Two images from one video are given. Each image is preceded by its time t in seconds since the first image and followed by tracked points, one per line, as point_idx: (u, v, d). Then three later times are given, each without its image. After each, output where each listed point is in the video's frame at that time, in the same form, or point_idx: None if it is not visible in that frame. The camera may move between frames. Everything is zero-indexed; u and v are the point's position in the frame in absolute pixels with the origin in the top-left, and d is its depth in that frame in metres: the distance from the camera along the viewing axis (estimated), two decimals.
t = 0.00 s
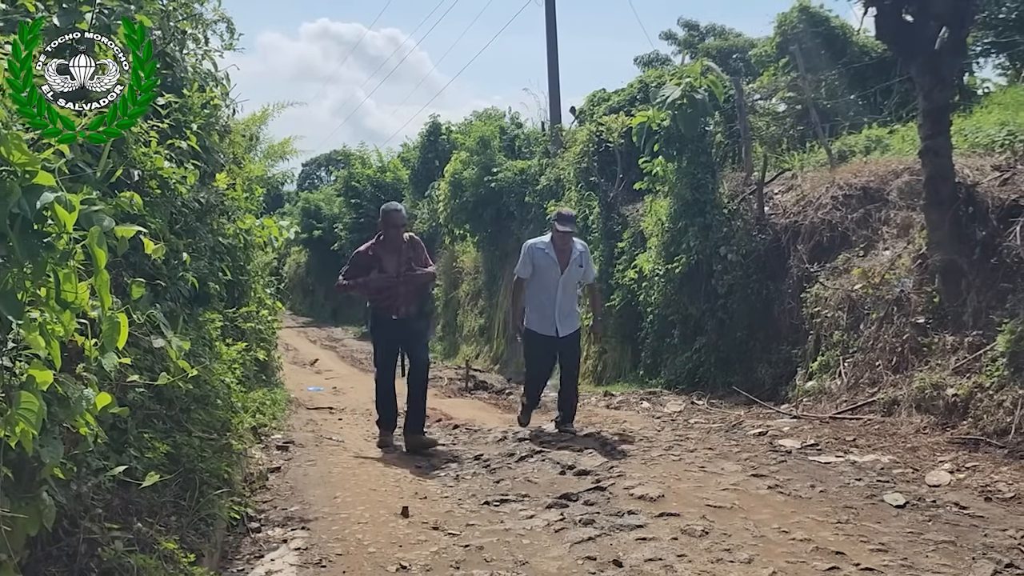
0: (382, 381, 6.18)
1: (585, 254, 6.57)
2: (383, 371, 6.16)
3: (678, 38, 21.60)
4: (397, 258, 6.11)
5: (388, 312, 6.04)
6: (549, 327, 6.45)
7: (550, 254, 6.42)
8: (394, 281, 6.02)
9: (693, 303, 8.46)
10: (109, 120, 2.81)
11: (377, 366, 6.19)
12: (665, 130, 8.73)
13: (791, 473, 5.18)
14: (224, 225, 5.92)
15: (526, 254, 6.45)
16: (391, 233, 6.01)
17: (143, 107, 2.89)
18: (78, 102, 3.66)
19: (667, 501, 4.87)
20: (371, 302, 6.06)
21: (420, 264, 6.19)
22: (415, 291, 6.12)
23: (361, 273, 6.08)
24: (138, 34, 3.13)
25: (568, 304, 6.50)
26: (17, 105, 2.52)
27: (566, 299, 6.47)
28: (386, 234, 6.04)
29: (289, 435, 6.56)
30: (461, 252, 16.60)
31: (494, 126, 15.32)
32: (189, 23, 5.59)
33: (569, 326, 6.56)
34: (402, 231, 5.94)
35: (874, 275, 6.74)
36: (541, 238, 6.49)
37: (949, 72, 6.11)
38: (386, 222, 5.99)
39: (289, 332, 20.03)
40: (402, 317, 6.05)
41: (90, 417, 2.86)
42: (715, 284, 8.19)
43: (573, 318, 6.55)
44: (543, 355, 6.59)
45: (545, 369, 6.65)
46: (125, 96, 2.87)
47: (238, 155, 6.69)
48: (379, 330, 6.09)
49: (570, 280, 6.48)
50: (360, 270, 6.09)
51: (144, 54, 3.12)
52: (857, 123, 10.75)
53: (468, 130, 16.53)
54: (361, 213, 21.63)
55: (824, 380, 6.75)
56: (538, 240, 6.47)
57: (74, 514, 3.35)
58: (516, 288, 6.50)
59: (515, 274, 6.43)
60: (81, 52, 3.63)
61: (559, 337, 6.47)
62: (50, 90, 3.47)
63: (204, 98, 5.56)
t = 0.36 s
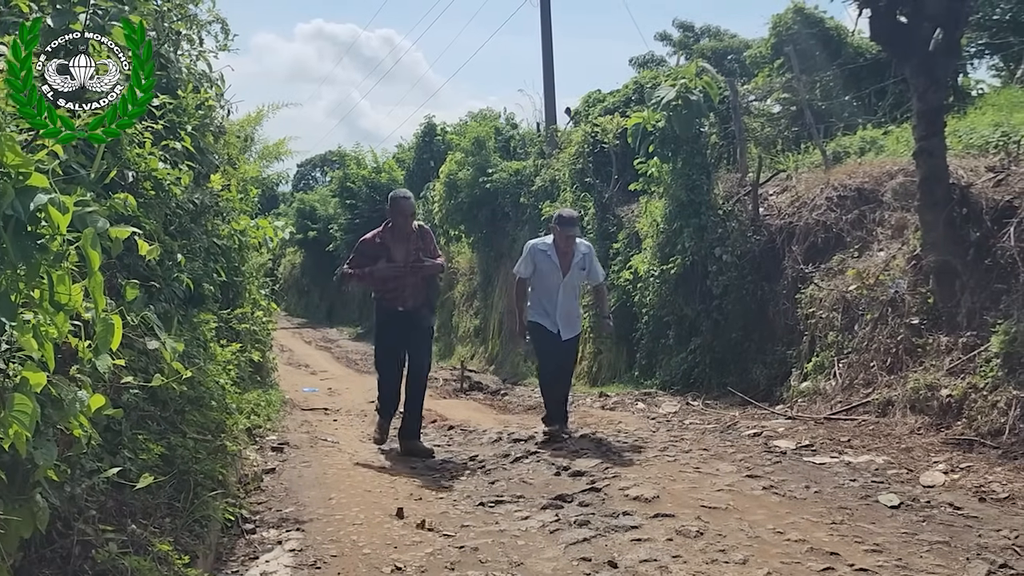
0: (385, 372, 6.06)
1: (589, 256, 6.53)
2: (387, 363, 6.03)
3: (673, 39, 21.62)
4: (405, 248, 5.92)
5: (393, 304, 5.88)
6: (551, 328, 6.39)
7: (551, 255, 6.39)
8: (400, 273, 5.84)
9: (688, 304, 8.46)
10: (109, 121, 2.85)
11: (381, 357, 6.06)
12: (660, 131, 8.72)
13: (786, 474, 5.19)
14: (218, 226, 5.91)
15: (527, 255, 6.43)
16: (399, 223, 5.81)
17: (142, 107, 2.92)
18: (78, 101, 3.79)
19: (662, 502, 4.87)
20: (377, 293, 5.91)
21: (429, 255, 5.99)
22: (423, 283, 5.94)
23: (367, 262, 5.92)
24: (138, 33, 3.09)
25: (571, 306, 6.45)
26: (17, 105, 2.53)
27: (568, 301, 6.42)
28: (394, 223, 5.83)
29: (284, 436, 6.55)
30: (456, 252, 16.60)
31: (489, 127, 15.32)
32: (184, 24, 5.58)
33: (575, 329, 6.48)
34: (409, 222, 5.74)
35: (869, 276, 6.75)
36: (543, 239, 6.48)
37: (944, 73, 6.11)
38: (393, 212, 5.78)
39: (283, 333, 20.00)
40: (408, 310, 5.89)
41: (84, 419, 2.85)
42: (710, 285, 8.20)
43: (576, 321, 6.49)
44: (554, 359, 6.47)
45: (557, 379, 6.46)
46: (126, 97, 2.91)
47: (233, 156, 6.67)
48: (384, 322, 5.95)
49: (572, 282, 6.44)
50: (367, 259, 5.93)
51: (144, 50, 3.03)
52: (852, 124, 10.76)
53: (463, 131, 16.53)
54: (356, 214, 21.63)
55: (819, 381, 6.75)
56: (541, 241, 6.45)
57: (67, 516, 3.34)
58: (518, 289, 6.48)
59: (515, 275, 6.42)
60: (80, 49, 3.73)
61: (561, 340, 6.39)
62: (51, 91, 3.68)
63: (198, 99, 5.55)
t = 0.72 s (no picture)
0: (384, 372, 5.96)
1: (589, 248, 6.30)
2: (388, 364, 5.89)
3: (664, 40, 21.65)
4: (401, 243, 5.86)
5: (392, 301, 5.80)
6: (555, 326, 6.14)
7: (551, 249, 6.15)
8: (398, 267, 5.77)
9: (680, 305, 8.47)
10: (109, 120, 3.12)
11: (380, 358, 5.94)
12: (652, 132, 8.73)
13: (778, 474, 5.20)
14: (210, 227, 5.90)
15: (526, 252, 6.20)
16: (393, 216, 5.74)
17: (143, 106, 3.24)
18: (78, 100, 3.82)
19: (654, 503, 4.87)
20: (374, 290, 5.81)
21: (425, 248, 5.94)
22: (420, 277, 5.89)
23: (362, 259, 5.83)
24: (138, 33, 3.39)
25: (574, 302, 6.21)
26: (18, 104, 2.70)
27: (571, 297, 6.19)
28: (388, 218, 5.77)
29: (276, 438, 6.53)
30: (448, 253, 16.59)
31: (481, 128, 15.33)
32: (175, 24, 5.57)
33: (578, 325, 6.24)
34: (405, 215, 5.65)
35: (860, 277, 6.76)
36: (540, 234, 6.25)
37: (934, 75, 6.13)
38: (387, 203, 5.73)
39: (275, 334, 19.94)
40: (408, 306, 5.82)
41: (75, 421, 2.84)
42: (703, 286, 8.21)
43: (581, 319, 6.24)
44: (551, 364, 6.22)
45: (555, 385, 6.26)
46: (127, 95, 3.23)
47: (225, 156, 6.66)
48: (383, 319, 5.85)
49: (574, 277, 6.21)
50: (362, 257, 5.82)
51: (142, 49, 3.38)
52: (843, 125, 10.79)
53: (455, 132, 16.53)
54: (348, 216, 21.60)
55: (810, 381, 6.77)
56: (539, 237, 6.22)
57: (58, 518, 3.32)
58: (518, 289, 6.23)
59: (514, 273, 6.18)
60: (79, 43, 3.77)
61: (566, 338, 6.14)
62: (52, 89, 3.69)
63: (189, 100, 5.54)
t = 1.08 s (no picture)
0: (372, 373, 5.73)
1: (609, 250, 5.92)
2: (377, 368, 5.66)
3: (654, 40, 21.66)
4: (383, 239, 5.65)
5: (380, 301, 5.60)
6: (572, 332, 5.80)
7: (570, 250, 5.77)
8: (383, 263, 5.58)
9: (671, 305, 8.48)
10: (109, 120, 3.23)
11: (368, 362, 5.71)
12: (642, 132, 8.74)
13: (768, 474, 5.21)
14: (200, 228, 5.88)
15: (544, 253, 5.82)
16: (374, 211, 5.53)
17: (144, 107, 3.29)
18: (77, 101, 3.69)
19: (645, 503, 4.87)
20: (358, 289, 5.60)
21: (407, 242, 5.76)
22: (405, 273, 5.71)
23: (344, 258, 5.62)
24: (139, 31, 3.41)
25: (592, 307, 5.86)
26: (18, 103, 2.84)
27: (589, 302, 5.83)
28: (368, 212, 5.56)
29: (266, 439, 6.51)
30: (439, 254, 16.57)
31: (472, 128, 15.34)
32: (164, 25, 5.55)
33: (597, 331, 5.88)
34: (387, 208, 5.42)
35: (850, 277, 6.78)
36: (560, 234, 5.86)
37: (923, 75, 6.14)
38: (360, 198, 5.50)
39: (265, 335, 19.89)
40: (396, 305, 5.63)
41: (64, 423, 2.84)
42: (693, 286, 8.22)
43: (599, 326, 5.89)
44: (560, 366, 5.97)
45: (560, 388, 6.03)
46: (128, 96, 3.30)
47: (214, 157, 6.63)
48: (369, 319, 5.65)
49: (593, 281, 5.84)
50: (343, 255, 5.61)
51: (141, 48, 3.39)
52: (833, 126, 10.83)
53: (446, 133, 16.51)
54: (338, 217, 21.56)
55: (800, 381, 6.78)
56: (557, 236, 5.83)
57: (48, 520, 3.31)
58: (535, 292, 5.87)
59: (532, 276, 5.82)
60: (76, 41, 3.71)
61: (582, 345, 5.81)
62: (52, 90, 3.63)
63: (179, 101, 5.52)
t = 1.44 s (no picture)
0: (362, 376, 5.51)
1: (623, 242, 5.66)
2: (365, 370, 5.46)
3: (644, 41, 21.68)
4: (378, 236, 5.51)
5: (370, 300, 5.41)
6: (581, 327, 5.60)
7: (578, 241, 5.55)
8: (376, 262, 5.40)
9: (660, 306, 8.48)
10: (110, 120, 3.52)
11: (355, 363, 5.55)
12: (632, 133, 8.75)
13: (758, 474, 5.21)
14: (187, 229, 5.84)
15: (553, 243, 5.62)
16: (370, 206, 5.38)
17: (142, 106, 3.60)
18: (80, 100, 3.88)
19: (635, 504, 4.87)
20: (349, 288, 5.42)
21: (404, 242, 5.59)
22: (398, 273, 5.52)
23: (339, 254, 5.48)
24: (138, 33, 3.74)
25: (604, 301, 5.63)
26: (18, 104, 3.03)
27: (599, 295, 5.60)
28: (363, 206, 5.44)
29: (254, 441, 6.47)
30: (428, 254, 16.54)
31: (461, 128, 15.34)
32: (152, 24, 5.52)
33: (609, 327, 5.65)
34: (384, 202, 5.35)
35: (839, 277, 6.79)
36: (570, 224, 5.64)
37: (912, 76, 6.15)
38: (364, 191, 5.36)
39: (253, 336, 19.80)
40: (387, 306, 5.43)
41: (51, 426, 2.80)
42: (683, 286, 8.22)
43: (611, 321, 5.66)
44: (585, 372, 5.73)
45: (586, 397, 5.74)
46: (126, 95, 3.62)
47: (202, 157, 6.59)
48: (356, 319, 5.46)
49: (604, 273, 5.61)
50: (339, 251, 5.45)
51: (140, 44, 3.71)
52: (822, 126, 10.86)
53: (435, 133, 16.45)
54: (326, 217, 21.47)
55: (790, 381, 6.79)
56: (567, 226, 5.62)
57: (34, 523, 3.28)
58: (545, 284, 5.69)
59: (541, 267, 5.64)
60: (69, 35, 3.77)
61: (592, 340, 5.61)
62: (53, 91, 3.70)
63: (167, 101, 5.47)
